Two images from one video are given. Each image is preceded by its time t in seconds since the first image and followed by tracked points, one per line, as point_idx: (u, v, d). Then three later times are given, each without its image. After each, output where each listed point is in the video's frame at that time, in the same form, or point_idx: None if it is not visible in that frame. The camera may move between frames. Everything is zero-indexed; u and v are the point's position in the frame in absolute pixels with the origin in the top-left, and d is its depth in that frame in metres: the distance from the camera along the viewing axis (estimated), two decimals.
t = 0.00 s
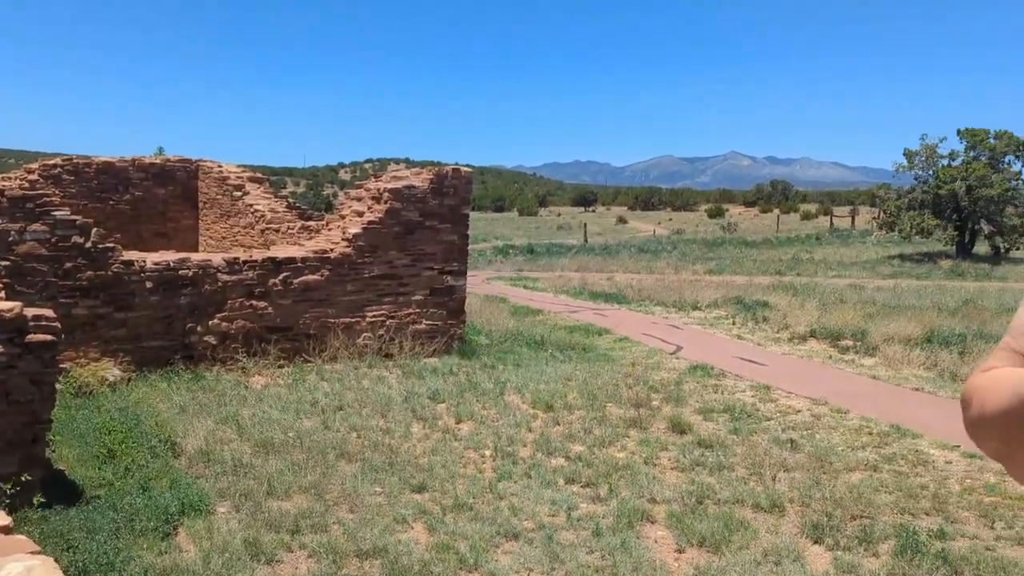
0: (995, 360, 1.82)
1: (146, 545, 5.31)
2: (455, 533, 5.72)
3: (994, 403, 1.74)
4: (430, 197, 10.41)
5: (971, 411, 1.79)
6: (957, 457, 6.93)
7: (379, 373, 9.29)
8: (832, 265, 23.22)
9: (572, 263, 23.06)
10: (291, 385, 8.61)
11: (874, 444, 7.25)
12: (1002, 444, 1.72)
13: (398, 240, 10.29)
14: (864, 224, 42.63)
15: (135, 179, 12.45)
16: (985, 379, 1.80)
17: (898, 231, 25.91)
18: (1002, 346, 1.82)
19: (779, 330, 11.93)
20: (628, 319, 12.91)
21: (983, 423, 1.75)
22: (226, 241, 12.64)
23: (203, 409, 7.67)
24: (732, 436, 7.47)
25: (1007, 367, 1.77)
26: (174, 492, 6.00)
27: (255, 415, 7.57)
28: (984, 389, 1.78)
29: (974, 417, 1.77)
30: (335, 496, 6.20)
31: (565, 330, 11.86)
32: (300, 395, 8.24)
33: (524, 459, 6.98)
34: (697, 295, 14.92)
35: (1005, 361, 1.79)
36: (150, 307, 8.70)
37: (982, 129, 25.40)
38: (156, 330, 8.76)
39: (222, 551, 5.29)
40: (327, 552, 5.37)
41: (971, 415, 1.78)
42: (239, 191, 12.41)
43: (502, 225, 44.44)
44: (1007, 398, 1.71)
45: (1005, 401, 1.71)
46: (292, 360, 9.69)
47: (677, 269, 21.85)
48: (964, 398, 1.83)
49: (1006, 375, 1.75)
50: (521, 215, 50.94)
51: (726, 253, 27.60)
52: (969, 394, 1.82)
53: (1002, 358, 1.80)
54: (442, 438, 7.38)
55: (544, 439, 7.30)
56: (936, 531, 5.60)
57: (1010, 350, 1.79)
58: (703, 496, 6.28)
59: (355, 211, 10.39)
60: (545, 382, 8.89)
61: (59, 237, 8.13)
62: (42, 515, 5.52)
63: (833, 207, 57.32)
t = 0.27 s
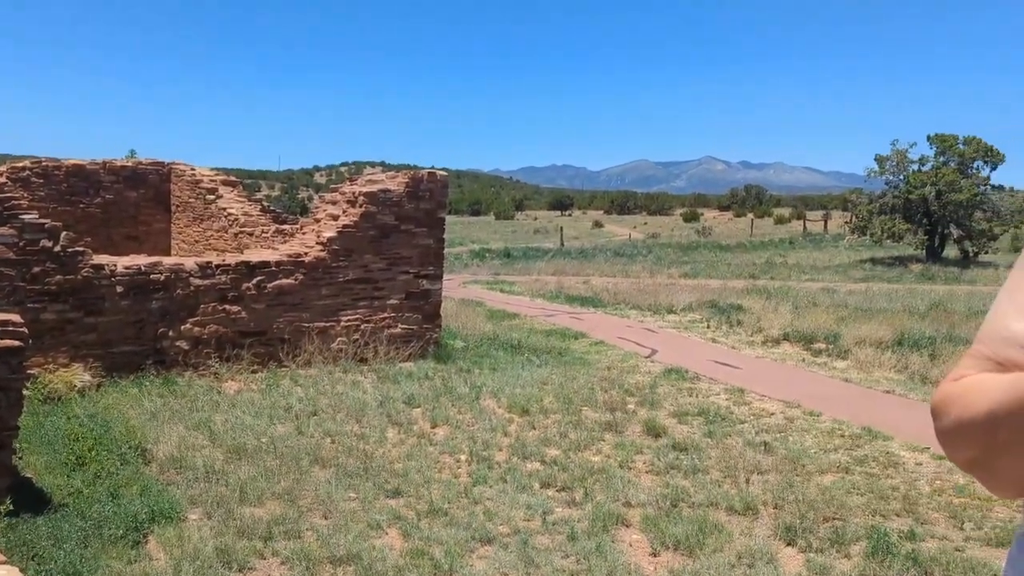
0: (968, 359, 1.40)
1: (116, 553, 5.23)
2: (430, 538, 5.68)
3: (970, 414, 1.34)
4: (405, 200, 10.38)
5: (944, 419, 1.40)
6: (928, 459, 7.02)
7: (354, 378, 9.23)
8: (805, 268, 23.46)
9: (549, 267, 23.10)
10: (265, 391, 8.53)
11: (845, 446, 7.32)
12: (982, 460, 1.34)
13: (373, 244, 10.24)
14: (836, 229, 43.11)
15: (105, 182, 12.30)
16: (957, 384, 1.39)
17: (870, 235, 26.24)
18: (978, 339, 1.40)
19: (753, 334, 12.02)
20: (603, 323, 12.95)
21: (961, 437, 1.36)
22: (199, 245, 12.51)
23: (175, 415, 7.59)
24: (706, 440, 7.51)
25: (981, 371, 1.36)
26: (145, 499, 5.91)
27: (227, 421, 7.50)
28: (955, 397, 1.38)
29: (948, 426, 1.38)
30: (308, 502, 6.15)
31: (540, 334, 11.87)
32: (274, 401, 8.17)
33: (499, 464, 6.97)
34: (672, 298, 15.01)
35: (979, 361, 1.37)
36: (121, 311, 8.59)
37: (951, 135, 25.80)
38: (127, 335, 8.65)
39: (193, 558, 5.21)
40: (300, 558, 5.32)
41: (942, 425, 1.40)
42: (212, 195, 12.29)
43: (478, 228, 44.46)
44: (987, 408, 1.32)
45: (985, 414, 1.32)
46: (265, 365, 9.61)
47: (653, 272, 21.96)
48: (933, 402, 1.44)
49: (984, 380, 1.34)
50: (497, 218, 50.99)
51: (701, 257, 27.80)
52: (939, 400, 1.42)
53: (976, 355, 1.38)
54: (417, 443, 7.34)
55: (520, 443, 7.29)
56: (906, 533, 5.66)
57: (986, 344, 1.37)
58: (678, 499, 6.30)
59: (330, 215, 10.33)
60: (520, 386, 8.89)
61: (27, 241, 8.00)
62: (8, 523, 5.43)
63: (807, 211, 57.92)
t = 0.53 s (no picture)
0: (938, 367, 1.37)
1: (84, 561, 5.15)
2: (404, 544, 5.64)
3: (941, 422, 1.30)
4: (381, 203, 10.33)
5: (917, 428, 1.36)
6: (899, 461, 7.09)
7: (329, 383, 9.17)
8: (779, 272, 23.69)
9: (525, 270, 23.13)
10: (238, 396, 8.45)
11: (818, 448, 7.39)
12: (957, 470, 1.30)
13: (348, 247, 10.19)
14: (810, 232, 43.59)
15: (76, 185, 12.14)
16: (929, 393, 1.36)
17: (843, 239, 26.56)
18: (948, 346, 1.36)
19: (728, 337, 12.11)
20: (579, 327, 12.98)
21: (934, 446, 1.32)
22: (172, 249, 12.38)
23: (146, 421, 7.49)
24: (681, 443, 7.54)
25: (952, 379, 1.32)
26: (114, 507, 5.83)
27: (199, 427, 7.43)
28: (927, 406, 1.34)
29: (920, 436, 1.34)
30: (281, 508, 6.10)
31: (517, 338, 11.87)
32: (247, 406, 8.10)
33: (474, 468, 6.95)
34: (647, 302, 15.07)
35: (950, 368, 1.34)
36: (91, 316, 8.48)
37: (921, 140, 26.19)
38: (97, 340, 8.54)
39: (163, 566, 5.14)
40: (273, 564, 5.26)
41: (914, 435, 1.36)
42: (185, 198, 12.17)
43: (455, 232, 44.43)
44: (957, 415, 1.28)
45: (955, 420, 1.28)
46: (238, 370, 9.51)
47: (629, 276, 22.06)
48: (908, 411, 1.40)
49: (955, 388, 1.30)
50: (474, 222, 51.00)
51: (677, 261, 27.97)
52: (913, 408, 1.38)
53: (946, 363, 1.35)
54: (392, 448, 7.30)
55: (496, 448, 7.27)
56: (878, 534, 5.71)
57: (956, 352, 1.34)
58: (653, 502, 6.31)
59: (305, 218, 10.27)
60: (496, 390, 8.88)
61: None
62: None
63: (782, 215, 58.46)
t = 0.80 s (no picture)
0: (910, 373, 1.37)
1: (50, 571, 5.05)
2: (378, 550, 5.60)
3: (911, 429, 1.30)
4: (356, 207, 10.28)
5: (890, 435, 1.36)
6: (870, 464, 7.17)
7: (303, 388, 9.10)
8: (753, 276, 23.89)
9: (501, 274, 23.12)
10: (210, 402, 8.36)
11: (791, 451, 7.44)
12: (927, 478, 1.29)
13: (323, 252, 10.13)
14: (784, 237, 43.98)
15: (44, 188, 11.96)
16: (901, 399, 1.36)
17: (815, 244, 26.83)
18: (918, 353, 1.37)
19: (702, 341, 12.17)
20: (555, 331, 12.99)
21: (905, 454, 1.32)
22: (143, 253, 12.23)
23: (115, 428, 7.39)
24: (656, 446, 7.56)
25: (923, 386, 1.33)
26: (82, 515, 5.73)
27: (170, 433, 7.34)
28: (899, 412, 1.34)
29: (893, 444, 1.34)
30: (254, 515, 6.03)
31: (492, 342, 11.85)
32: (220, 412, 8.01)
33: (449, 473, 6.93)
34: (623, 306, 15.12)
35: (920, 375, 1.34)
36: (59, 321, 8.35)
37: (892, 146, 26.54)
38: (65, 346, 8.41)
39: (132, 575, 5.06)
40: (244, 572, 5.20)
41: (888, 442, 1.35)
42: (156, 201, 12.03)
43: (431, 236, 44.25)
44: (925, 423, 1.28)
45: (924, 425, 1.28)
46: (211, 375, 9.41)
47: (605, 280, 22.14)
48: (881, 418, 1.40)
49: (926, 395, 1.31)
50: (450, 226, 50.96)
51: (652, 265, 28.09)
52: (886, 414, 1.39)
53: (917, 369, 1.36)
54: (366, 454, 7.25)
55: (471, 453, 7.25)
56: (849, 536, 5.77)
57: (925, 357, 1.35)
58: (628, 506, 6.32)
59: (279, 222, 10.20)
60: (472, 395, 8.85)
61: None
62: None
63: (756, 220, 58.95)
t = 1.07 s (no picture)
0: (873, 381, 1.38)
1: None
2: (352, 557, 5.55)
3: (875, 436, 1.32)
4: (330, 212, 10.22)
5: (857, 443, 1.37)
6: (842, 467, 7.24)
7: (276, 394, 9.02)
8: (728, 281, 24.06)
9: (477, 279, 23.11)
10: (181, 409, 8.27)
11: (764, 455, 7.49)
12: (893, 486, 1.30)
13: (297, 257, 10.06)
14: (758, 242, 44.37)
15: (12, 192, 11.78)
16: (866, 407, 1.37)
17: (789, 249, 27.09)
18: (882, 359, 1.38)
19: (677, 345, 12.23)
20: (530, 336, 12.99)
21: (871, 463, 1.33)
22: (113, 258, 12.07)
23: (84, 436, 7.28)
24: (631, 451, 7.58)
25: (888, 395, 1.34)
26: (49, 524, 5.63)
27: (141, 441, 7.25)
28: (864, 420, 1.35)
29: (859, 452, 1.35)
30: (225, 523, 5.96)
31: (468, 347, 11.83)
32: (191, 419, 7.92)
33: (424, 480, 6.89)
34: (598, 311, 15.17)
35: (884, 383, 1.35)
36: (27, 327, 8.22)
37: (863, 153, 26.89)
38: (33, 352, 8.27)
39: None
40: None
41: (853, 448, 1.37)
42: (127, 206, 11.88)
43: (407, 241, 44.11)
44: (891, 432, 1.29)
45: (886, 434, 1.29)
46: (182, 382, 9.30)
47: (581, 285, 22.20)
48: (847, 426, 1.41)
49: (889, 404, 1.32)
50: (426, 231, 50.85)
51: (628, 270, 28.21)
52: (852, 422, 1.40)
53: (881, 377, 1.37)
54: (340, 460, 7.20)
55: (446, 459, 7.22)
56: (822, 539, 5.81)
57: (889, 364, 1.36)
58: (603, 511, 6.32)
59: (252, 227, 10.13)
60: (447, 400, 8.82)
61: None
62: None
63: (731, 225, 59.42)
